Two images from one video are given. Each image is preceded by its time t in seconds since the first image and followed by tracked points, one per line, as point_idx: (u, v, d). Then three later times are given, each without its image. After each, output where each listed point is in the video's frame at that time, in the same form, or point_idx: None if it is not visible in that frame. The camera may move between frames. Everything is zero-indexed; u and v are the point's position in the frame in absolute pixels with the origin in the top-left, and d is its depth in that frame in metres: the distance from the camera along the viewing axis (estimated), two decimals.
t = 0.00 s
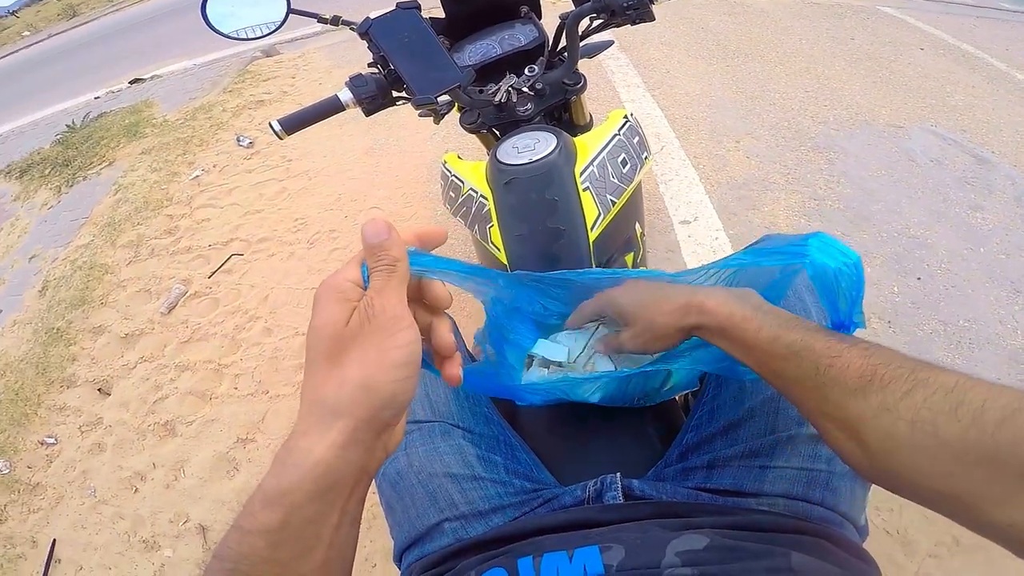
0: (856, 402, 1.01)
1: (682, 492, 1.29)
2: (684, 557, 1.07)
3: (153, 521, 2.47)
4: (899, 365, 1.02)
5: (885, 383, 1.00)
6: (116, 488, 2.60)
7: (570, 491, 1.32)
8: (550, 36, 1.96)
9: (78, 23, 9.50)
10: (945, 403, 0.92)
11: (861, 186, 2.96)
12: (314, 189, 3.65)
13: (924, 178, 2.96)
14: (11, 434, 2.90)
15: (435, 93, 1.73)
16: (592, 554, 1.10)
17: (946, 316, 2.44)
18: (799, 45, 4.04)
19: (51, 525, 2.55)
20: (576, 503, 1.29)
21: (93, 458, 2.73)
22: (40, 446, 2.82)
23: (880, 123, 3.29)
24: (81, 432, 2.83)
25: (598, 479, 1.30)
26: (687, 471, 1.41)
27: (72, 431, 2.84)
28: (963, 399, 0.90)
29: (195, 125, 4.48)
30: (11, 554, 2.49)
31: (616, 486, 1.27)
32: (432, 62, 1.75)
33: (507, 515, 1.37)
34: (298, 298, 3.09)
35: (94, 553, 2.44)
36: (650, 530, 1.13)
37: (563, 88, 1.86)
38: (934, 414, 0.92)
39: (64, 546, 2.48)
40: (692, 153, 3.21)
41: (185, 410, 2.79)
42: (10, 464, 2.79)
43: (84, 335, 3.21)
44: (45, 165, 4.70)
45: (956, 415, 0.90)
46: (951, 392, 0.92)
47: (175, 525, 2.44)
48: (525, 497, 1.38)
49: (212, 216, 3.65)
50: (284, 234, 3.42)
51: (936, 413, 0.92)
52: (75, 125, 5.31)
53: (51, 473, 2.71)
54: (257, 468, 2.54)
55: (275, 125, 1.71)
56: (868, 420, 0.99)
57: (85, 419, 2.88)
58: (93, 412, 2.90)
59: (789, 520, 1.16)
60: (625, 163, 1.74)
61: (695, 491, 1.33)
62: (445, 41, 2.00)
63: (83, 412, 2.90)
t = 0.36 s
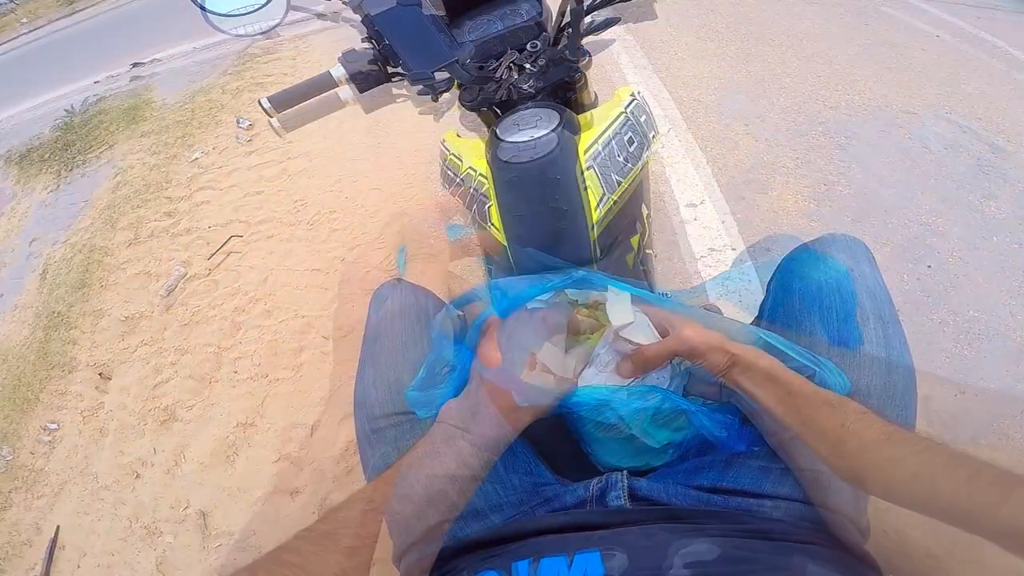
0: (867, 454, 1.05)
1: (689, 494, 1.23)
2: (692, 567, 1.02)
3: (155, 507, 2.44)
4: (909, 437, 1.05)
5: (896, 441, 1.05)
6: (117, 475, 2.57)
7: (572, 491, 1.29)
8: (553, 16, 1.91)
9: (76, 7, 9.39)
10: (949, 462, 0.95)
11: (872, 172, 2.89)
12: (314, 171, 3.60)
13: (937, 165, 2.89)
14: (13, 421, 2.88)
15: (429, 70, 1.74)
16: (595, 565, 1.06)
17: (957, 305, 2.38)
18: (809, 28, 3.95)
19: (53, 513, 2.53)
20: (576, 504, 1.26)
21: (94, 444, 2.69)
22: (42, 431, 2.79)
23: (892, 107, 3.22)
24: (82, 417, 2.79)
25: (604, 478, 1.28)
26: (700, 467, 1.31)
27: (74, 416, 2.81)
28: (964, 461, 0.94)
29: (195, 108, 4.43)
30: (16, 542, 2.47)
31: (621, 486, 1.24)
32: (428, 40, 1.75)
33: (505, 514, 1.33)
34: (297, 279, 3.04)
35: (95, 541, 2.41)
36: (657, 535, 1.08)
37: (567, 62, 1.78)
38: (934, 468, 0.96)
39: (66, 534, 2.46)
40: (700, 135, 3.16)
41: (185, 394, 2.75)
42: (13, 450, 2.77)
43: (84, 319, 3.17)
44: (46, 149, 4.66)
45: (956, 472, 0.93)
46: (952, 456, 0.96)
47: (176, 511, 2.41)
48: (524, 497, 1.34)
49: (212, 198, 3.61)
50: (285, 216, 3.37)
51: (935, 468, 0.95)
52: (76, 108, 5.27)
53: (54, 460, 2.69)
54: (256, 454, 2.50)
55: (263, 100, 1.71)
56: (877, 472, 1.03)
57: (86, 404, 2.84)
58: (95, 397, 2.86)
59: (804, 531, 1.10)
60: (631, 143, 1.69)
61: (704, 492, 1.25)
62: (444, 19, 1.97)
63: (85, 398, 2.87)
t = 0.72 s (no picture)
0: (867, 456, 1.05)
1: (693, 495, 1.24)
2: (697, 568, 1.02)
3: (162, 509, 2.45)
4: (906, 440, 1.04)
5: (897, 442, 1.05)
6: (124, 476, 2.58)
7: (576, 490, 1.29)
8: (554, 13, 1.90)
9: (78, 11, 9.43)
10: (950, 466, 0.95)
11: (875, 171, 2.89)
12: (317, 173, 3.61)
13: (941, 163, 2.88)
14: (21, 423, 2.89)
15: (432, 69, 1.69)
16: (598, 566, 1.05)
17: (961, 303, 2.38)
18: (812, 27, 3.95)
19: (61, 515, 2.54)
20: (580, 504, 1.27)
21: (101, 446, 2.71)
22: (50, 434, 2.81)
23: (896, 106, 3.21)
24: (90, 419, 2.81)
25: (609, 478, 1.28)
26: (706, 467, 1.33)
27: (81, 419, 2.83)
28: (963, 464, 0.94)
29: (198, 111, 4.45)
30: (24, 543, 2.48)
31: (626, 487, 1.24)
32: (429, 37, 1.69)
33: (508, 513, 1.33)
34: (301, 281, 3.05)
35: (104, 542, 2.42)
36: (663, 535, 1.09)
37: (568, 65, 1.82)
38: (936, 473, 0.95)
39: (74, 535, 2.46)
40: (702, 134, 3.16)
41: (191, 396, 2.76)
42: (21, 452, 2.78)
43: (91, 322, 3.19)
44: (51, 153, 4.68)
45: (955, 475, 0.93)
46: (951, 461, 0.96)
47: (183, 512, 2.42)
48: (529, 496, 1.34)
49: (216, 201, 3.62)
50: (288, 218, 3.38)
51: (936, 471, 0.96)
52: (79, 112, 5.30)
53: (61, 462, 2.70)
54: (262, 455, 2.50)
55: (267, 107, 1.64)
56: (875, 472, 1.02)
57: (93, 407, 2.86)
58: (101, 399, 2.87)
59: (810, 530, 1.10)
60: (632, 143, 1.67)
61: (708, 493, 1.26)
62: (445, 19, 1.94)
63: (91, 400, 2.88)
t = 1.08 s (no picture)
0: (868, 456, 1.05)
1: (695, 494, 1.24)
2: (698, 566, 1.02)
3: (163, 508, 2.45)
4: (901, 444, 1.05)
5: (897, 443, 1.05)
6: (126, 475, 2.59)
7: (578, 489, 1.29)
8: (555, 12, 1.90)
9: (80, 11, 9.44)
10: (949, 466, 0.95)
11: (877, 170, 2.88)
12: (319, 173, 3.61)
13: (943, 163, 2.88)
14: (23, 421, 2.89)
15: (434, 69, 1.68)
16: (600, 565, 1.05)
17: (963, 304, 2.38)
18: (813, 27, 3.94)
19: (63, 514, 2.54)
20: (582, 502, 1.27)
21: (103, 445, 2.71)
22: (52, 432, 2.82)
23: (897, 106, 3.20)
24: (92, 418, 2.82)
25: (610, 477, 1.28)
26: (708, 466, 1.33)
27: (84, 417, 2.83)
28: (961, 465, 0.94)
29: (200, 111, 4.45)
30: (26, 542, 2.48)
31: (628, 486, 1.24)
32: (430, 37, 1.69)
33: (509, 512, 1.33)
34: (303, 281, 3.05)
35: (106, 541, 2.42)
36: (663, 534, 1.08)
37: (569, 65, 1.81)
38: (934, 475, 0.95)
39: (76, 535, 2.47)
40: (704, 134, 3.16)
41: (193, 396, 2.77)
42: (24, 451, 2.79)
43: (93, 322, 3.19)
44: (53, 152, 4.69)
45: (955, 475, 0.93)
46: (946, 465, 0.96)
47: (184, 512, 2.42)
48: (530, 494, 1.34)
49: (218, 201, 3.62)
50: (290, 218, 3.39)
51: (935, 473, 0.96)
52: (81, 112, 5.30)
53: (63, 460, 2.71)
54: (264, 454, 2.51)
55: (269, 105, 1.64)
56: (874, 473, 1.02)
57: (96, 406, 2.86)
58: (103, 398, 2.88)
59: (813, 530, 1.09)
60: (634, 142, 1.67)
61: (710, 492, 1.26)
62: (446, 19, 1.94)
63: (94, 399, 2.89)
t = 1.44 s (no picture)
0: (864, 462, 1.06)
1: (691, 499, 1.24)
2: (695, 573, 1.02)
3: (162, 516, 2.45)
4: (888, 452, 1.05)
5: (892, 450, 1.06)
6: (123, 485, 2.58)
7: (574, 495, 1.29)
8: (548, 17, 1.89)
9: (71, 18, 9.40)
10: (940, 475, 0.95)
11: (870, 171, 2.90)
12: (313, 180, 3.61)
13: (935, 163, 2.89)
14: (20, 432, 2.88)
15: (427, 77, 1.68)
16: (596, 571, 1.05)
17: (958, 303, 2.39)
18: (804, 28, 3.96)
19: (61, 523, 2.53)
20: (579, 509, 1.27)
21: (101, 454, 2.70)
22: (49, 442, 2.81)
23: (889, 106, 3.22)
24: (89, 428, 2.81)
25: (607, 483, 1.28)
26: (704, 470, 1.33)
27: (80, 427, 2.82)
28: (949, 473, 0.95)
29: (194, 118, 4.45)
30: (25, 552, 2.47)
31: (624, 492, 1.25)
32: (422, 44, 1.68)
33: (507, 519, 1.33)
34: (299, 289, 3.05)
35: (105, 551, 2.41)
36: (660, 541, 1.09)
37: (562, 71, 1.81)
38: (922, 483, 0.96)
39: (74, 544, 2.46)
40: (697, 137, 3.17)
41: (190, 405, 2.76)
42: (21, 461, 2.77)
43: (88, 331, 3.18)
44: (46, 161, 4.68)
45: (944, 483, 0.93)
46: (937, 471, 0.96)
47: (182, 520, 2.42)
48: (528, 501, 1.34)
49: (213, 209, 3.62)
50: (285, 226, 3.39)
51: (923, 480, 0.96)
52: (75, 121, 5.29)
53: (60, 470, 2.70)
54: (261, 462, 2.50)
55: (261, 115, 1.64)
56: (864, 480, 1.03)
57: (92, 415, 2.85)
58: (100, 408, 2.87)
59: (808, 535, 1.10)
60: (627, 147, 1.67)
61: (706, 496, 1.26)
62: (439, 26, 1.95)
63: (90, 409, 2.88)
